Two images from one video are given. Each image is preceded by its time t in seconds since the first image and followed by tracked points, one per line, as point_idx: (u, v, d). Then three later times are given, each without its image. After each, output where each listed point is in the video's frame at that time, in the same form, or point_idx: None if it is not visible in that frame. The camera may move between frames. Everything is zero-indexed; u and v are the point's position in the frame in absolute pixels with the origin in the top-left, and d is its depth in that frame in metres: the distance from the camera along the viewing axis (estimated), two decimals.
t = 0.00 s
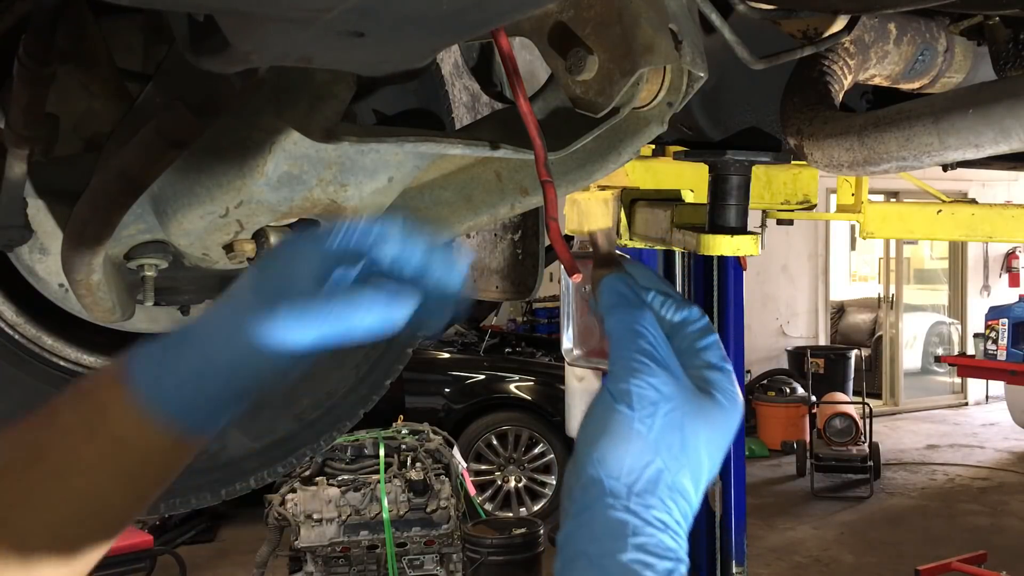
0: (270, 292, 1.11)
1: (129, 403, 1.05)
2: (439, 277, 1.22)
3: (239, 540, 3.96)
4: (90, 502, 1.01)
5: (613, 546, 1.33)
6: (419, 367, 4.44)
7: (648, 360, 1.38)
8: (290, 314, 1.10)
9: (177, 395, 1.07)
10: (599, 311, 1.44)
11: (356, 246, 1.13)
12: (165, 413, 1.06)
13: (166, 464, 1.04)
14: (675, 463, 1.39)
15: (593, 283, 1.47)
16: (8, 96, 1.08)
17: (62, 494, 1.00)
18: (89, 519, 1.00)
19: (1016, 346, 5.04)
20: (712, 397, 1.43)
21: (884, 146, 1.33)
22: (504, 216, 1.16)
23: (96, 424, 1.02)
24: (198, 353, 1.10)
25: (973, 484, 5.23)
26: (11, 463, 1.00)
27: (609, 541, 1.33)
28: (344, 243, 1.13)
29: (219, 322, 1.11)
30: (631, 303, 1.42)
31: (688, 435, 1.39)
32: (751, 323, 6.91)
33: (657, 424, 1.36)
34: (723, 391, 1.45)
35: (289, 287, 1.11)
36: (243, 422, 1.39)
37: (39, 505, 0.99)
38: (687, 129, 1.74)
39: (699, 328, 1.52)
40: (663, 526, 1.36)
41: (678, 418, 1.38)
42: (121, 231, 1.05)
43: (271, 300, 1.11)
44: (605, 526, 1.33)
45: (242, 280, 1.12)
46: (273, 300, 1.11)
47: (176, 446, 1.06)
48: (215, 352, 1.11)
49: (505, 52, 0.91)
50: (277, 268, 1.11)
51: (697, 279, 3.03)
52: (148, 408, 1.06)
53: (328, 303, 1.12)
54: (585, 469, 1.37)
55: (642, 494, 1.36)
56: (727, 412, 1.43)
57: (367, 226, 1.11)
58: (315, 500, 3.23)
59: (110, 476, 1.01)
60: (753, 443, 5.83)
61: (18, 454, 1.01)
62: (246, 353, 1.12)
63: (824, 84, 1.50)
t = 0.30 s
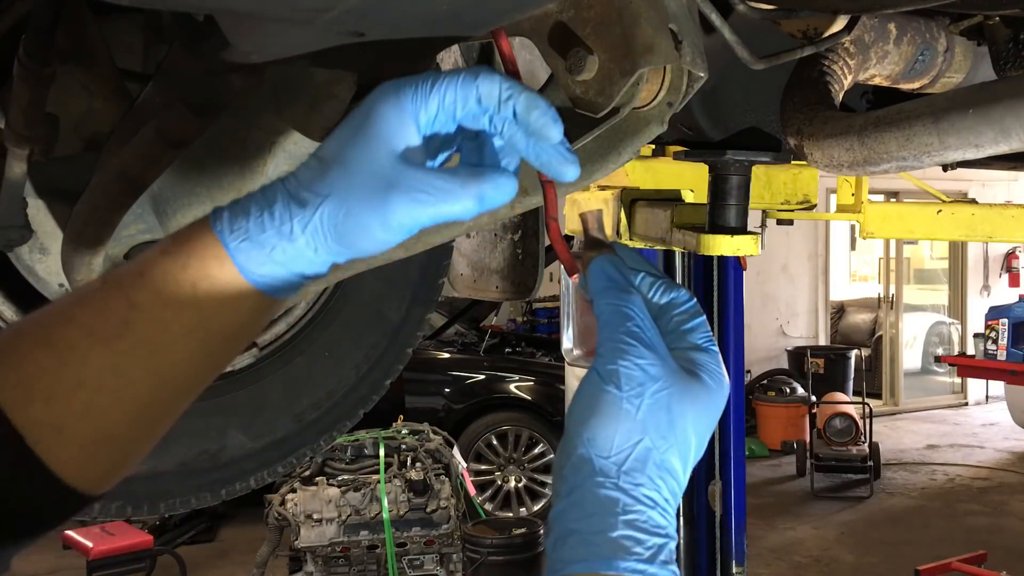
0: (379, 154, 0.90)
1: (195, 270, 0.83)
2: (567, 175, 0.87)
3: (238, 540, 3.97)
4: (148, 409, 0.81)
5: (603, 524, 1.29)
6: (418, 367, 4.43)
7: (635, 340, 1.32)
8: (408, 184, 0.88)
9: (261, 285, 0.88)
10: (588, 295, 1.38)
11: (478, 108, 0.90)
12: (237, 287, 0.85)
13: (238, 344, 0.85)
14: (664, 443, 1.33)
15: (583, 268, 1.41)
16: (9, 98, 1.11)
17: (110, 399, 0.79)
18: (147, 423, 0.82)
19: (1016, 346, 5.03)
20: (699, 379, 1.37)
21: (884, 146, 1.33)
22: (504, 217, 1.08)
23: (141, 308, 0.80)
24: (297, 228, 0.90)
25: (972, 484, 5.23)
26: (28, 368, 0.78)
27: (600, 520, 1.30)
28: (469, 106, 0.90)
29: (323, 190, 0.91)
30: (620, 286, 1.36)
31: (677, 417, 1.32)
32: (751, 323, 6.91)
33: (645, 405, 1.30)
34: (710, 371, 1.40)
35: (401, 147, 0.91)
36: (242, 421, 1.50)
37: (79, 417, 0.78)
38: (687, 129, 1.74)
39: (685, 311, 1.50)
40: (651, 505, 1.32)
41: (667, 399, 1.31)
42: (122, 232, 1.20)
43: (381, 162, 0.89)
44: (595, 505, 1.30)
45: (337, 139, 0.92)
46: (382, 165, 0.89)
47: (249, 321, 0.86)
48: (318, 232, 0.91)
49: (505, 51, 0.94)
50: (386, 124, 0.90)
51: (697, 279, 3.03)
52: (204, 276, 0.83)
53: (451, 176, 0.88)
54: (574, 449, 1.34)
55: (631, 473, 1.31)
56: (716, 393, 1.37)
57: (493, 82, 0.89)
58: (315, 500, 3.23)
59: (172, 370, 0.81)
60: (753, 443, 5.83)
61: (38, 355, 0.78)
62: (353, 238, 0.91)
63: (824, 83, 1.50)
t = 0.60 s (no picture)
0: (384, 158, 0.90)
1: (207, 276, 0.81)
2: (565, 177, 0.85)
3: (239, 540, 3.96)
4: (161, 414, 0.80)
5: (611, 510, 1.27)
6: (419, 367, 4.43)
7: (642, 330, 1.35)
8: (412, 184, 0.89)
9: (272, 286, 0.87)
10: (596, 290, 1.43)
11: (482, 108, 0.89)
12: (249, 290, 0.84)
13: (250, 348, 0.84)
14: (671, 431, 1.33)
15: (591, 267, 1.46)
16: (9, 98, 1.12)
17: (122, 405, 0.78)
18: (161, 426, 0.81)
19: (1016, 346, 5.03)
20: (705, 370, 1.38)
21: (884, 146, 1.33)
22: (504, 217, 1.07)
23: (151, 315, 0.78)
24: (309, 227, 0.91)
25: (972, 484, 5.23)
26: (39, 373, 0.77)
27: (608, 505, 1.27)
28: (472, 106, 0.89)
29: (331, 192, 0.93)
30: (628, 280, 1.40)
31: (683, 406, 1.33)
32: (751, 323, 6.91)
33: (652, 392, 1.32)
34: (717, 362, 1.41)
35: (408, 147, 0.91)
36: (243, 421, 1.50)
37: (90, 421, 0.78)
38: (687, 129, 1.74)
39: (692, 304, 1.51)
40: (659, 492, 1.31)
41: (673, 387, 1.33)
42: (121, 232, 1.20)
43: (388, 166, 0.90)
44: (603, 490, 1.29)
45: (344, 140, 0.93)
46: (389, 169, 0.90)
47: (263, 325, 0.84)
48: (327, 229, 0.92)
49: (504, 49, 0.96)
50: (393, 123, 0.90)
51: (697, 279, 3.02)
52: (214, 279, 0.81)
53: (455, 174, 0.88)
54: (582, 436, 1.34)
55: (638, 460, 1.31)
56: (721, 384, 1.38)
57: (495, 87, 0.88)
58: (315, 500, 3.23)
59: (185, 375, 0.79)
60: (753, 443, 5.83)
61: (51, 357, 0.77)
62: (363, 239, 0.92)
63: (824, 83, 1.50)
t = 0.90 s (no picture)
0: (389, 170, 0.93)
1: (205, 275, 0.83)
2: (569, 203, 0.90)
3: (238, 540, 3.96)
4: (156, 409, 0.83)
5: (600, 488, 1.24)
6: (419, 367, 4.43)
7: (629, 317, 1.35)
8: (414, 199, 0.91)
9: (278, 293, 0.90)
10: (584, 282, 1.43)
11: (493, 133, 0.93)
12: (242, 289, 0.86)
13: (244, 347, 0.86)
14: (658, 415, 1.32)
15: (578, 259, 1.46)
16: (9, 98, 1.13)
17: (120, 402, 0.82)
18: (156, 421, 0.84)
19: (1016, 346, 5.03)
20: (692, 355, 1.38)
21: (884, 146, 1.33)
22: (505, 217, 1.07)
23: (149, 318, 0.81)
24: (310, 234, 0.93)
25: (972, 484, 5.23)
26: (42, 370, 0.80)
27: (596, 484, 1.25)
28: (484, 131, 0.92)
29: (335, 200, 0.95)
30: (615, 271, 1.41)
31: (669, 390, 1.32)
32: (751, 323, 6.91)
33: (639, 376, 1.31)
34: (702, 349, 1.41)
35: (411, 167, 0.93)
36: (243, 422, 1.50)
37: (91, 416, 0.81)
38: (687, 129, 1.74)
39: (677, 294, 1.51)
40: (645, 473, 1.28)
41: (660, 371, 1.32)
42: (121, 232, 1.20)
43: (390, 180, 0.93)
44: (590, 470, 1.27)
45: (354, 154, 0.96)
46: (392, 183, 0.92)
47: (258, 323, 0.87)
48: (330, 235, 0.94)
49: (504, 50, 0.97)
50: (401, 142, 0.93)
51: (697, 279, 3.02)
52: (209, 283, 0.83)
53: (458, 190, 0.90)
54: (569, 419, 1.33)
55: (624, 442, 1.29)
56: (706, 371, 1.37)
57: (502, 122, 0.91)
58: (315, 500, 3.22)
59: (177, 373, 0.82)
60: (753, 443, 5.83)
61: (51, 354, 0.80)
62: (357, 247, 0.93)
63: (824, 83, 1.50)
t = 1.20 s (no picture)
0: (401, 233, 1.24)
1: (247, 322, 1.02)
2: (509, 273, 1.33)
3: (239, 539, 3.97)
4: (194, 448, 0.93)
5: (614, 505, 1.26)
6: (419, 366, 4.44)
7: (642, 344, 1.38)
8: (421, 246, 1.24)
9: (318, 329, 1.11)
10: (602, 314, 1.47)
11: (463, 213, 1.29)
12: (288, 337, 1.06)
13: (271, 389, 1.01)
14: (669, 437, 1.35)
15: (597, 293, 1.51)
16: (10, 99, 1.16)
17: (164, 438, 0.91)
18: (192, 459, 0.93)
19: (1017, 346, 5.02)
20: (705, 381, 1.40)
21: (884, 146, 1.33)
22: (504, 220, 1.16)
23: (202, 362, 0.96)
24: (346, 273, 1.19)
25: (973, 484, 5.22)
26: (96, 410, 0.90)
27: (611, 501, 1.27)
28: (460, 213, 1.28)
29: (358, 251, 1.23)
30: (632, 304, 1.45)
31: (680, 414, 1.35)
32: (751, 323, 6.91)
33: (650, 398, 1.34)
34: (716, 376, 1.42)
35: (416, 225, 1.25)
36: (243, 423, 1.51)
37: (136, 451, 0.90)
38: (687, 129, 1.74)
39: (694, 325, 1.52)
40: (660, 493, 1.30)
41: (671, 394, 1.35)
42: (122, 232, 1.22)
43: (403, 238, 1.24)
44: (605, 488, 1.29)
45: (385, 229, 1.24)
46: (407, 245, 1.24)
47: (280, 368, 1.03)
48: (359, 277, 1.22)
49: (504, 49, 0.96)
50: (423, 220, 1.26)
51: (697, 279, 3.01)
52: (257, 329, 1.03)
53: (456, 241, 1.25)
54: (585, 441, 1.36)
55: (638, 462, 1.32)
56: (719, 396, 1.39)
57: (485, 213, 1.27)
58: (315, 500, 3.23)
59: (222, 408, 0.95)
60: (753, 443, 5.83)
61: (101, 400, 0.91)
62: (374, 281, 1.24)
63: (823, 83, 1.50)
